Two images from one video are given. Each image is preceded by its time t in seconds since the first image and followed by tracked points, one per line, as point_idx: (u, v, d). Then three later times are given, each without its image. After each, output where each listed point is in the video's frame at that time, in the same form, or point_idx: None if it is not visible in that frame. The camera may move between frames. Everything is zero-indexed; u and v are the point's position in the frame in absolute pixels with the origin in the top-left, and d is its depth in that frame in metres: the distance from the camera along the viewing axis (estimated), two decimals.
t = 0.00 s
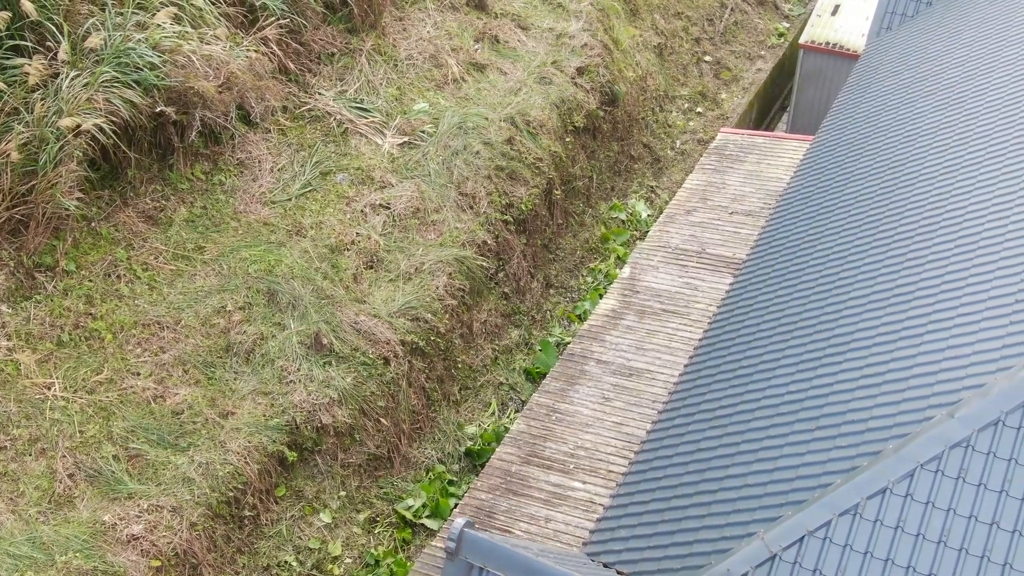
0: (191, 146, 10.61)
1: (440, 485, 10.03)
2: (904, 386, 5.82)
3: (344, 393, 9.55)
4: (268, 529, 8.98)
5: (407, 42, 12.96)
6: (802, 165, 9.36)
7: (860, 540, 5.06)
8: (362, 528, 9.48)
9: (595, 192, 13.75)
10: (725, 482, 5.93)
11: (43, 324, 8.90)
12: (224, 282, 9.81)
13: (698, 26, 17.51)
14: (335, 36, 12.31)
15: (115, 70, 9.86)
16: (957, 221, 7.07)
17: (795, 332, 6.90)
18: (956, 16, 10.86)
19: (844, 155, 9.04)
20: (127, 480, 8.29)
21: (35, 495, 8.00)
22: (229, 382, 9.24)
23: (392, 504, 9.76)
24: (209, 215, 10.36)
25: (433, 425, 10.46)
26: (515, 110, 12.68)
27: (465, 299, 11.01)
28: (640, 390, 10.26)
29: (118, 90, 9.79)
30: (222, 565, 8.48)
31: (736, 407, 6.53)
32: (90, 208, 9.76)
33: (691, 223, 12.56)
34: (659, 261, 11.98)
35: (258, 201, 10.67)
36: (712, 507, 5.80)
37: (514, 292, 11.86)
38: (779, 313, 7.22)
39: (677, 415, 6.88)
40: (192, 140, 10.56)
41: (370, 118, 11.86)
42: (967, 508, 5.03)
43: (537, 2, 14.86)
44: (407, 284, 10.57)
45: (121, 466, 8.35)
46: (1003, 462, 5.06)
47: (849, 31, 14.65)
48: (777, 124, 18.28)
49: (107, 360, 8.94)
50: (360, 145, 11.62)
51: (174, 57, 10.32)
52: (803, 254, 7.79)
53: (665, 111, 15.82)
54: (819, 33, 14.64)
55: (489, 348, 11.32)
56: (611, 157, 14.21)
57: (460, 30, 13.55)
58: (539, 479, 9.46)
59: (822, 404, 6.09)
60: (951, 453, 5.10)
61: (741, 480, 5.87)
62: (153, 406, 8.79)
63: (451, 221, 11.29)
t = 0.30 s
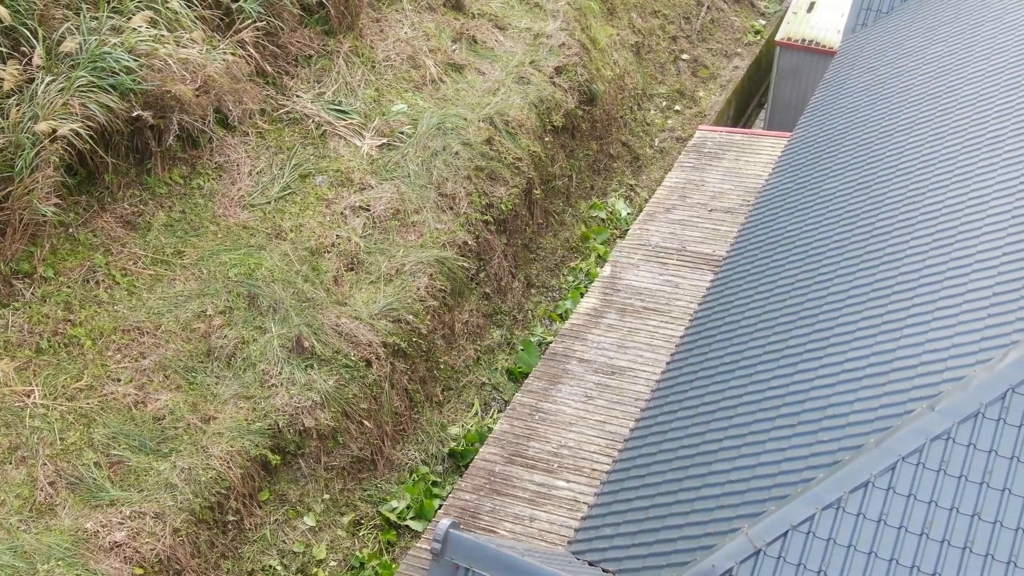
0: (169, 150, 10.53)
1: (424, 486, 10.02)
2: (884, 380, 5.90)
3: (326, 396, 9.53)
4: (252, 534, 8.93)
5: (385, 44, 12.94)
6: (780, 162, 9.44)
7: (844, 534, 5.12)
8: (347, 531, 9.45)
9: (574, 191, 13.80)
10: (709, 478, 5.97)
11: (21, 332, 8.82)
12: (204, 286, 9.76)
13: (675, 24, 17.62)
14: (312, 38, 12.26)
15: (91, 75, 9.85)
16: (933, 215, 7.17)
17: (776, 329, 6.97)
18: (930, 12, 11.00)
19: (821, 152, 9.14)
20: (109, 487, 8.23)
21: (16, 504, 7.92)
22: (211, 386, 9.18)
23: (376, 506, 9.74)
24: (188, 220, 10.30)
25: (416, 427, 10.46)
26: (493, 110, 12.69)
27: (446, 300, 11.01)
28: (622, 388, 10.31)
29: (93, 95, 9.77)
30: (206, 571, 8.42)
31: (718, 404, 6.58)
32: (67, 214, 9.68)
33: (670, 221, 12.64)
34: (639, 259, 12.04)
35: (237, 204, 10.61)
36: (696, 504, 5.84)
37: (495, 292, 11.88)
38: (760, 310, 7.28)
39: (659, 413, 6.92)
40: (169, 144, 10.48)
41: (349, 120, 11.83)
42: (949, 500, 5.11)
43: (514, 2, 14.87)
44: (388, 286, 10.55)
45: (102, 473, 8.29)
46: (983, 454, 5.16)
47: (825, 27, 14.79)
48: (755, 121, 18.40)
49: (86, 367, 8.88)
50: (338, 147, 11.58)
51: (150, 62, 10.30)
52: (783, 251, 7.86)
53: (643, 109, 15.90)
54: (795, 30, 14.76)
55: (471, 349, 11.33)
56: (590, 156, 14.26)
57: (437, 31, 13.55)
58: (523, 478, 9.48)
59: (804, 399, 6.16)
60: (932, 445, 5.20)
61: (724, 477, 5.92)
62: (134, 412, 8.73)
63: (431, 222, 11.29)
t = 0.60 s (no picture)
0: (145, 155, 10.45)
1: (408, 488, 10.01)
2: (864, 374, 5.98)
3: (308, 399, 9.50)
4: (235, 539, 8.89)
5: (361, 46, 12.92)
6: (757, 157, 9.52)
7: (827, 528, 5.22)
8: (330, 534, 9.43)
9: (553, 190, 13.85)
10: (692, 475, 6.02)
11: None
12: (183, 291, 9.70)
13: (651, 23, 17.73)
14: (287, 41, 12.21)
15: (65, 80, 9.79)
16: (909, 209, 7.26)
17: (756, 325, 7.03)
18: (904, 8, 11.14)
19: (797, 149, 9.23)
20: (90, 495, 8.17)
21: None
22: (191, 392, 9.13)
23: (360, 509, 9.72)
24: (166, 224, 10.22)
25: (399, 429, 10.45)
26: (471, 110, 12.70)
27: (427, 302, 11.01)
28: (604, 387, 10.36)
29: (68, 100, 9.70)
30: None
31: (700, 400, 6.63)
32: (43, 221, 9.58)
33: (649, 219, 12.71)
34: (619, 257, 12.10)
35: (215, 208, 10.55)
36: (679, 500, 5.89)
37: (476, 292, 11.89)
38: (739, 306, 7.35)
39: (641, 410, 6.96)
40: (146, 149, 10.40)
41: (326, 122, 11.79)
42: (929, 492, 5.21)
43: (490, 2, 14.89)
44: (368, 288, 10.54)
45: (82, 481, 8.23)
46: (962, 446, 5.27)
47: (800, 24, 14.94)
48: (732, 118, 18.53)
49: (65, 374, 8.81)
50: (316, 150, 11.54)
51: (125, 66, 10.24)
52: (762, 247, 7.93)
53: (620, 107, 15.97)
54: (770, 27, 14.90)
55: (452, 350, 11.33)
56: (568, 156, 14.32)
57: (414, 32, 13.54)
58: (506, 478, 9.51)
59: (785, 394, 6.22)
60: (912, 438, 5.30)
61: (707, 473, 5.97)
62: (114, 419, 8.68)
63: (411, 224, 11.28)
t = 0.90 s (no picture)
0: (121, 159, 10.34)
1: (391, 490, 10.00)
2: (845, 368, 6.06)
3: (289, 402, 9.46)
4: (218, 544, 8.84)
5: (338, 48, 12.88)
6: (735, 154, 9.60)
7: (809, 522, 5.30)
8: (314, 538, 9.39)
9: (532, 190, 13.89)
10: (675, 471, 6.08)
11: None
12: (162, 296, 9.63)
13: (627, 22, 17.83)
14: (263, 43, 12.15)
15: (39, 86, 9.73)
16: (886, 203, 7.35)
17: (736, 320, 7.10)
18: (878, 3, 11.27)
19: (774, 145, 9.31)
20: (71, 503, 8.11)
21: None
22: (172, 397, 9.08)
23: (343, 512, 9.70)
24: (144, 229, 10.14)
25: (381, 431, 10.44)
26: (449, 110, 12.71)
27: (407, 303, 11.00)
28: (585, 385, 10.41)
29: (42, 105, 9.62)
30: None
31: (682, 397, 6.69)
32: (19, 228, 9.46)
33: (628, 217, 12.78)
34: (599, 256, 12.16)
35: (193, 212, 10.48)
36: (663, 497, 5.95)
37: (456, 293, 11.89)
38: (720, 303, 7.41)
39: (624, 408, 7.00)
40: (122, 153, 10.29)
41: (303, 125, 11.76)
42: (911, 484, 5.29)
43: (466, 2, 14.88)
44: (348, 290, 10.53)
45: (63, 489, 8.17)
46: (942, 438, 5.36)
47: (775, 21, 15.07)
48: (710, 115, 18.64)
49: (44, 382, 8.73)
50: (294, 153, 11.50)
51: (100, 71, 10.18)
52: (741, 244, 8.00)
53: (598, 106, 16.04)
54: (746, 24, 15.02)
55: (433, 351, 11.33)
56: (546, 155, 14.36)
57: (390, 33, 13.52)
58: (490, 478, 9.53)
59: (766, 389, 6.28)
60: (892, 431, 5.41)
61: (690, 469, 6.02)
62: (95, 426, 8.62)
63: (390, 226, 11.27)
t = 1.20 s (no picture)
0: (97, 165, 10.26)
1: (374, 493, 9.99)
2: (824, 364, 6.14)
3: (270, 407, 9.42)
4: (201, 551, 8.78)
5: (313, 50, 12.83)
6: (711, 152, 9.67)
7: (792, 518, 5.36)
8: (297, 542, 9.36)
9: (510, 190, 13.91)
10: (657, 470, 6.12)
11: None
12: (140, 303, 9.55)
13: (602, 21, 17.91)
14: (238, 47, 12.07)
15: (12, 92, 9.52)
16: (861, 200, 7.43)
17: (716, 318, 7.15)
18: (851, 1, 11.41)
19: (750, 143, 9.40)
20: (51, 513, 8.02)
21: None
22: (152, 404, 9.00)
23: (326, 515, 9.68)
24: (120, 235, 10.05)
25: (363, 434, 10.42)
26: (426, 112, 12.70)
27: (387, 305, 10.99)
28: (566, 384, 10.44)
29: (15, 113, 9.44)
30: None
31: (663, 395, 6.74)
32: None
33: (607, 216, 12.84)
34: (578, 255, 12.20)
35: (170, 218, 10.40)
36: (646, 496, 5.99)
37: (436, 294, 11.90)
38: (699, 301, 7.47)
39: (605, 407, 7.04)
40: (97, 159, 10.21)
41: (280, 128, 11.71)
42: (891, 478, 5.37)
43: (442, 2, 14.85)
44: (328, 293, 10.50)
45: (43, 499, 8.09)
46: (922, 432, 5.45)
47: (749, 18, 15.19)
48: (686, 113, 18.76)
49: (21, 391, 8.64)
50: (271, 156, 11.44)
51: (73, 76, 10.04)
52: (719, 242, 8.06)
53: (574, 106, 16.09)
54: (721, 22, 15.14)
55: (414, 352, 11.32)
56: (524, 155, 14.39)
57: (366, 35, 13.49)
58: (472, 479, 9.54)
59: (746, 386, 6.34)
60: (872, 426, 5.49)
61: (673, 466, 6.07)
62: (74, 434, 8.54)
63: (368, 228, 11.25)
